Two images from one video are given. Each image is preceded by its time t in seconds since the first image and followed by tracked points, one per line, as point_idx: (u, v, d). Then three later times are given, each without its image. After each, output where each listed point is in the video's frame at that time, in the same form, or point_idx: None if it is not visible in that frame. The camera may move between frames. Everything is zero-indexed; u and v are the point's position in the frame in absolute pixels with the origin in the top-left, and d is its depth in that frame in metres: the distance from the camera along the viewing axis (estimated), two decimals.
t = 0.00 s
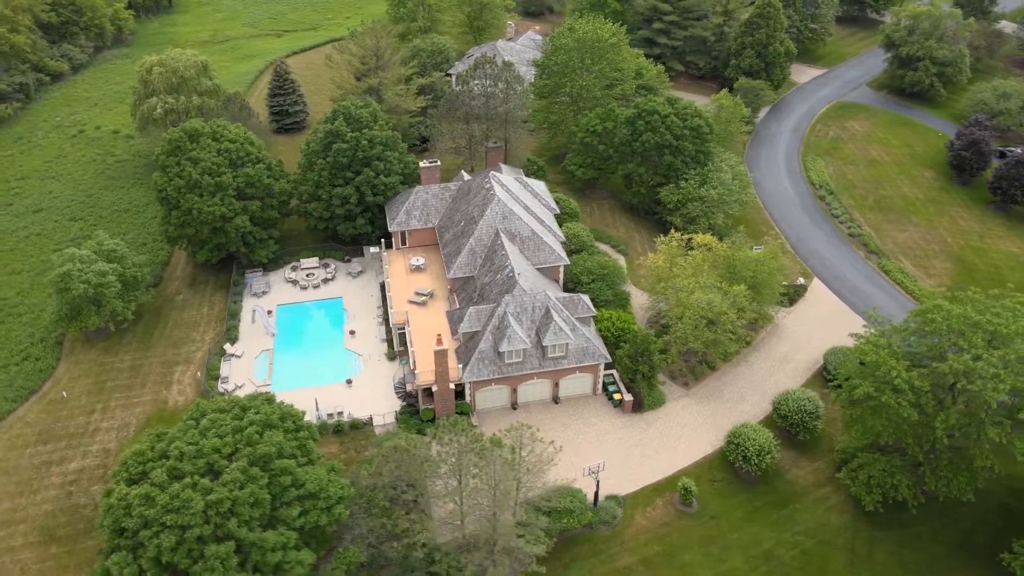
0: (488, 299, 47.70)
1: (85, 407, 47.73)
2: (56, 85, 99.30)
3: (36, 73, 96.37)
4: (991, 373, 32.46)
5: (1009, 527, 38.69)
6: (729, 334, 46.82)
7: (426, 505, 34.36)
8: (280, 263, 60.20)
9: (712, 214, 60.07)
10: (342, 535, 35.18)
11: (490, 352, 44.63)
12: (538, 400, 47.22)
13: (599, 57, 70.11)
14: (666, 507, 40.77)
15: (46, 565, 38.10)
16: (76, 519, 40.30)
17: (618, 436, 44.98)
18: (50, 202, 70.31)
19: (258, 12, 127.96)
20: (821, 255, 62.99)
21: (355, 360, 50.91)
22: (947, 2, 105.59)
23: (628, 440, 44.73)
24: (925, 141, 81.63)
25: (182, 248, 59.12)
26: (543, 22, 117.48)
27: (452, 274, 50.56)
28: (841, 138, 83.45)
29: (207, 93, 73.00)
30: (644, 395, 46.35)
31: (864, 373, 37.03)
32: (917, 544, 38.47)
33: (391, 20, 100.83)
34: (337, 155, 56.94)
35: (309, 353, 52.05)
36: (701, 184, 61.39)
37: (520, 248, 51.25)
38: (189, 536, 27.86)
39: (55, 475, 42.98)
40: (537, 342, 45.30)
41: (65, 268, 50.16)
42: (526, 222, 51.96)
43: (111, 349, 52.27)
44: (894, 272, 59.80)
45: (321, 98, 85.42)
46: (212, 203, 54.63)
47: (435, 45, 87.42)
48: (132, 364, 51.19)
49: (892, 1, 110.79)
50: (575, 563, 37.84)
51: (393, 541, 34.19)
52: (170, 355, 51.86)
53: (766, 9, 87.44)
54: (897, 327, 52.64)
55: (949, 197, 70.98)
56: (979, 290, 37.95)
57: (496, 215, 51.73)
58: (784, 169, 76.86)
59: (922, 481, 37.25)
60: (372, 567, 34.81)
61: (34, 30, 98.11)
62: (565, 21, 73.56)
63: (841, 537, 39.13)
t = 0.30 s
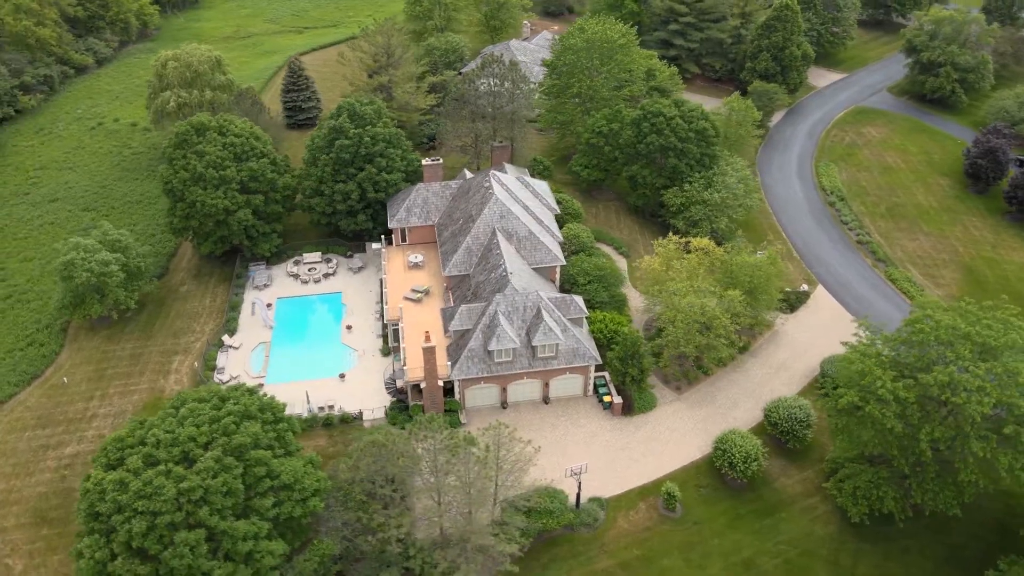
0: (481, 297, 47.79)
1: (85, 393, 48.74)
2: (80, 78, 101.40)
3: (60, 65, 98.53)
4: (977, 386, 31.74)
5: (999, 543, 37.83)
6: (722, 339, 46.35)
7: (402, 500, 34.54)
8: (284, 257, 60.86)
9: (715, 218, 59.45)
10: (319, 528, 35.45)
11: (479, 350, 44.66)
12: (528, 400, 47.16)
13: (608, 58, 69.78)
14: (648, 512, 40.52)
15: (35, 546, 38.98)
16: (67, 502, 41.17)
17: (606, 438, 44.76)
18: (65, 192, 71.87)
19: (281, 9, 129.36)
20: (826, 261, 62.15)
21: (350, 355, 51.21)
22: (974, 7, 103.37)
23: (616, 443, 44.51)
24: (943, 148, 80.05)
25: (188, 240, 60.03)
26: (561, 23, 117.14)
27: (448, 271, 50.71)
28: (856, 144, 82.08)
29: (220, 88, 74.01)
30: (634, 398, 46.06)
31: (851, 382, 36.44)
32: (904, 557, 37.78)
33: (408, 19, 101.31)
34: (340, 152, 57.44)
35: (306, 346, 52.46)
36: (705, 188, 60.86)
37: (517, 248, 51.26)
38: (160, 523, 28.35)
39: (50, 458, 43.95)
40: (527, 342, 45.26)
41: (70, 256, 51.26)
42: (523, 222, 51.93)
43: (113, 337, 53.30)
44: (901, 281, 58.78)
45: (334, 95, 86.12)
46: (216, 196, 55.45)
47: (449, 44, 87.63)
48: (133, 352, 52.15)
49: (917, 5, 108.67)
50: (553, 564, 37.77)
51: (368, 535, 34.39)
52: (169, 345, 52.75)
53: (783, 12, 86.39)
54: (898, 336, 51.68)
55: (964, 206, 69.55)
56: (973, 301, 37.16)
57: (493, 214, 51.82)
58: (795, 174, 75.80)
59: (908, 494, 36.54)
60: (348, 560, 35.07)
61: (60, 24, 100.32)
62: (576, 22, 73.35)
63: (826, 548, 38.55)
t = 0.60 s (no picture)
0: (475, 295, 47.89)
1: (87, 377, 49.93)
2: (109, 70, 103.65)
3: (90, 58, 100.85)
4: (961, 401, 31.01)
5: (990, 562, 36.87)
6: (715, 345, 45.89)
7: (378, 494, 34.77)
8: (289, 250, 61.60)
9: (720, 222, 58.77)
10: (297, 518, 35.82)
11: (470, 348, 44.76)
12: (519, 400, 47.10)
13: (620, 59, 69.30)
14: (631, 516, 40.26)
15: (28, 525, 40.02)
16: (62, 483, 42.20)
17: (594, 441, 44.53)
18: (85, 181, 73.61)
19: (307, 5, 130.80)
20: (834, 269, 61.19)
21: (346, 349, 51.67)
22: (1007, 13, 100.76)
23: (604, 446, 44.25)
24: (965, 158, 78.17)
25: (197, 231, 61.08)
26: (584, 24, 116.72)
27: (445, 269, 50.94)
28: (876, 150, 80.49)
29: (237, 83, 75.15)
30: (625, 402, 45.91)
31: (838, 393, 35.81)
32: (889, 573, 37.02)
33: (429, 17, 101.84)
34: (346, 147, 58.03)
35: (304, 339, 53.02)
36: (712, 192, 60.21)
37: (515, 247, 51.29)
38: (132, 506, 28.98)
39: (49, 440, 45.11)
40: (518, 341, 45.23)
41: (78, 244, 52.56)
42: (522, 222, 51.93)
43: (119, 324, 54.49)
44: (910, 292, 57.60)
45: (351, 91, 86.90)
46: (223, 188, 56.41)
47: (467, 43, 87.88)
48: (136, 339, 53.26)
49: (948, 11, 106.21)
50: (531, 564, 37.71)
51: (344, 527, 34.67)
52: (172, 333, 53.76)
53: (804, 16, 85.10)
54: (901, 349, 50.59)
55: (982, 217, 67.86)
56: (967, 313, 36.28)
57: (493, 213, 51.93)
58: (810, 180, 74.60)
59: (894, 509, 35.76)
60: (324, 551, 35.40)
61: (91, 18, 102.70)
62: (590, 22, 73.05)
63: (809, 560, 37.94)
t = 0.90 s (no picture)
0: (471, 294, 48.02)
1: (92, 362, 51.13)
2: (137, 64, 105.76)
3: (118, 51, 103.00)
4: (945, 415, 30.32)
5: None
6: (709, 350, 45.49)
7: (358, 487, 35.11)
8: (296, 244, 62.38)
9: (726, 227, 58.17)
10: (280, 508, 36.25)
11: (462, 346, 44.89)
12: (511, 400, 47.13)
13: (632, 60, 68.74)
14: (615, 520, 40.07)
15: (24, 504, 41.08)
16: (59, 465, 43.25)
17: (584, 443, 44.39)
18: (105, 171, 75.31)
19: (334, 3, 132.13)
20: (843, 278, 60.16)
21: (344, 344, 52.18)
22: None
23: (593, 448, 44.09)
24: (988, 168, 76.26)
25: (206, 223, 62.08)
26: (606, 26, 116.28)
27: (444, 267, 51.17)
28: (895, 158, 78.89)
29: (255, 78, 76.26)
30: (617, 404, 45.73)
31: (824, 403, 35.25)
32: None
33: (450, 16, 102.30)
34: (353, 144, 58.54)
35: (303, 332, 53.64)
36: (718, 196, 59.54)
37: (514, 247, 51.30)
38: (110, 490, 29.62)
39: (51, 423, 46.27)
40: (510, 341, 45.25)
41: (88, 232, 53.84)
42: (523, 221, 51.90)
43: (126, 312, 55.65)
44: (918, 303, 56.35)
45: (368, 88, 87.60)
46: (231, 181, 57.30)
47: (485, 42, 88.08)
48: (142, 327, 54.35)
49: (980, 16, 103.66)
50: (510, 564, 37.72)
51: (323, 519, 35.02)
52: (177, 322, 54.76)
53: (826, 19, 83.60)
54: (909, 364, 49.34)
55: (1001, 229, 66.15)
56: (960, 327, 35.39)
57: (493, 212, 52.02)
58: (824, 186, 73.44)
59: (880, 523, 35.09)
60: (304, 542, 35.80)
61: (121, 12, 104.99)
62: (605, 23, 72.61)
63: (792, 572, 37.40)
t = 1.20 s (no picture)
0: (466, 292, 48.14)
1: (97, 348, 52.38)
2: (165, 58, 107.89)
3: (147, 45, 105.15)
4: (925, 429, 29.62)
5: None
6: (702, 357, 45.00)
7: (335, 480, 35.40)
8: (304, 238, 63.14)
9: (730, 232, 57.44)
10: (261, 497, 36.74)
11: (453, 344, 45.04)
12: (502, 399, 47.13)
13: (644, 62, 68.10)
14: (596, 523, 39.87)
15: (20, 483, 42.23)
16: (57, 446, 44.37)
17: (571, 445, 44.20)
18: (125, 162, 77.10)
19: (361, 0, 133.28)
20: (850, 286, 59.07)
21: (342, 337, 52.68)
22: None
23: (580, 450, 43.90)
24: (1012, 179, 74.10)
25: (217, 215, 63.10)
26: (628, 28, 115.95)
27: (442, 264, 51.41)
28: (916, 166, 77.12)
29: (272, 73, 77.37)
30: (607, 407, 45.50)
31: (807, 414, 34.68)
32: None
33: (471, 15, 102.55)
34: (359, 140, 59.04)
35: (303, 325, 54.29)
36: (725, 201, 58.83)
37: (512, 246, 51.27)
38: (88, 472, 30.33)
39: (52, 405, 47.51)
40: (501, 340, 45.27)
41: (98, 220, 55.14)
42: (522, 221, 51.84)
43: (133, 300, 56.87)
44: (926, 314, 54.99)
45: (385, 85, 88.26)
46: (239, 174, 58.21)
47: (503, 41, 88.16)
48: (147, 315, 55.50)
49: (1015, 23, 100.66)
50: (486, 563, 37.73)
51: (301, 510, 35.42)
52: (181, 311, 55.78)
53: (849, 24, 81.99)
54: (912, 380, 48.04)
55: (1020, 242, 64.23)
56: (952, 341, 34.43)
57: (493, 211, 52.06)
58: (839, 194, 72.19)
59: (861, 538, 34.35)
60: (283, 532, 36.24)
61: (151, 7, 107.30)
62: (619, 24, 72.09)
63: None
